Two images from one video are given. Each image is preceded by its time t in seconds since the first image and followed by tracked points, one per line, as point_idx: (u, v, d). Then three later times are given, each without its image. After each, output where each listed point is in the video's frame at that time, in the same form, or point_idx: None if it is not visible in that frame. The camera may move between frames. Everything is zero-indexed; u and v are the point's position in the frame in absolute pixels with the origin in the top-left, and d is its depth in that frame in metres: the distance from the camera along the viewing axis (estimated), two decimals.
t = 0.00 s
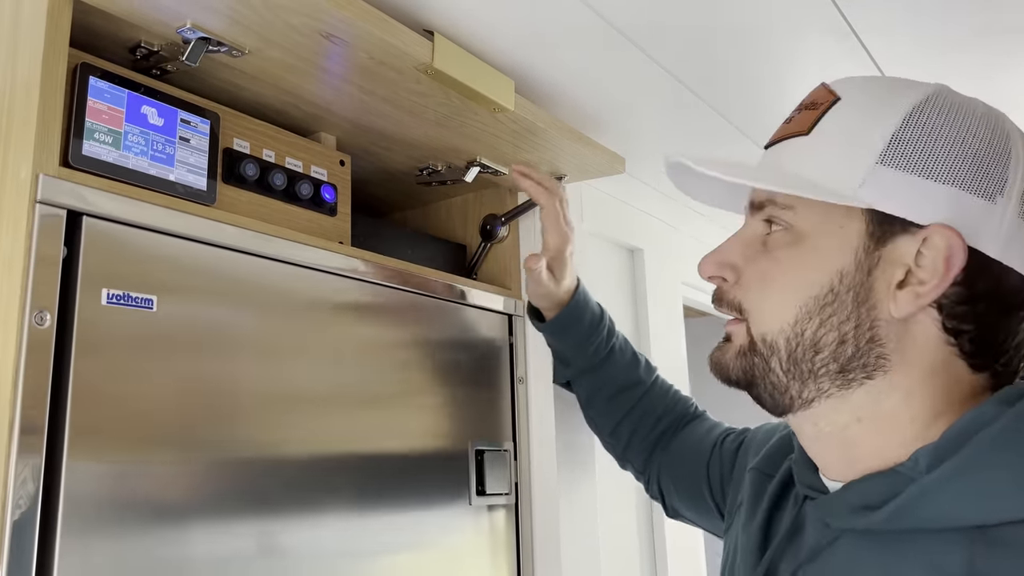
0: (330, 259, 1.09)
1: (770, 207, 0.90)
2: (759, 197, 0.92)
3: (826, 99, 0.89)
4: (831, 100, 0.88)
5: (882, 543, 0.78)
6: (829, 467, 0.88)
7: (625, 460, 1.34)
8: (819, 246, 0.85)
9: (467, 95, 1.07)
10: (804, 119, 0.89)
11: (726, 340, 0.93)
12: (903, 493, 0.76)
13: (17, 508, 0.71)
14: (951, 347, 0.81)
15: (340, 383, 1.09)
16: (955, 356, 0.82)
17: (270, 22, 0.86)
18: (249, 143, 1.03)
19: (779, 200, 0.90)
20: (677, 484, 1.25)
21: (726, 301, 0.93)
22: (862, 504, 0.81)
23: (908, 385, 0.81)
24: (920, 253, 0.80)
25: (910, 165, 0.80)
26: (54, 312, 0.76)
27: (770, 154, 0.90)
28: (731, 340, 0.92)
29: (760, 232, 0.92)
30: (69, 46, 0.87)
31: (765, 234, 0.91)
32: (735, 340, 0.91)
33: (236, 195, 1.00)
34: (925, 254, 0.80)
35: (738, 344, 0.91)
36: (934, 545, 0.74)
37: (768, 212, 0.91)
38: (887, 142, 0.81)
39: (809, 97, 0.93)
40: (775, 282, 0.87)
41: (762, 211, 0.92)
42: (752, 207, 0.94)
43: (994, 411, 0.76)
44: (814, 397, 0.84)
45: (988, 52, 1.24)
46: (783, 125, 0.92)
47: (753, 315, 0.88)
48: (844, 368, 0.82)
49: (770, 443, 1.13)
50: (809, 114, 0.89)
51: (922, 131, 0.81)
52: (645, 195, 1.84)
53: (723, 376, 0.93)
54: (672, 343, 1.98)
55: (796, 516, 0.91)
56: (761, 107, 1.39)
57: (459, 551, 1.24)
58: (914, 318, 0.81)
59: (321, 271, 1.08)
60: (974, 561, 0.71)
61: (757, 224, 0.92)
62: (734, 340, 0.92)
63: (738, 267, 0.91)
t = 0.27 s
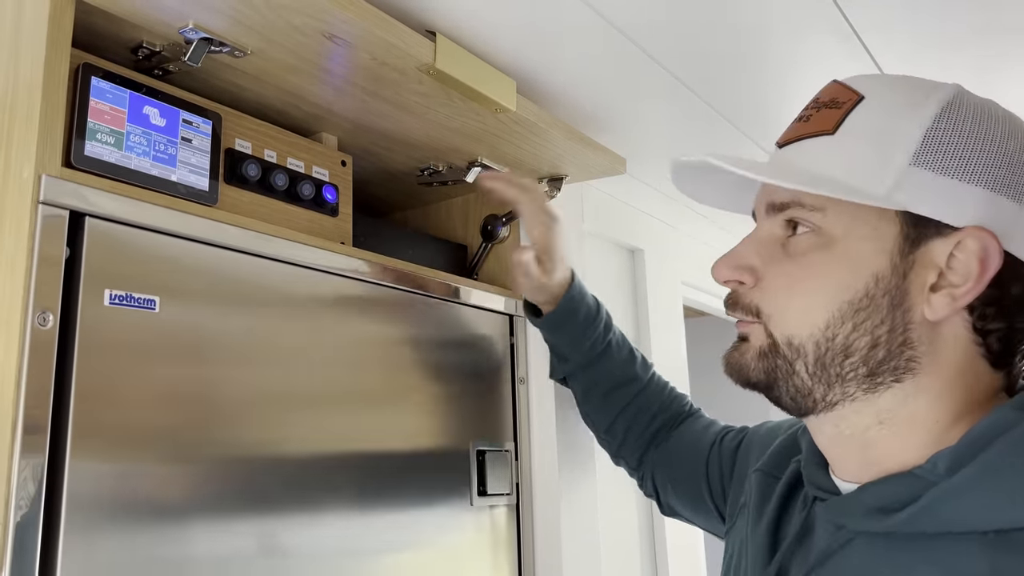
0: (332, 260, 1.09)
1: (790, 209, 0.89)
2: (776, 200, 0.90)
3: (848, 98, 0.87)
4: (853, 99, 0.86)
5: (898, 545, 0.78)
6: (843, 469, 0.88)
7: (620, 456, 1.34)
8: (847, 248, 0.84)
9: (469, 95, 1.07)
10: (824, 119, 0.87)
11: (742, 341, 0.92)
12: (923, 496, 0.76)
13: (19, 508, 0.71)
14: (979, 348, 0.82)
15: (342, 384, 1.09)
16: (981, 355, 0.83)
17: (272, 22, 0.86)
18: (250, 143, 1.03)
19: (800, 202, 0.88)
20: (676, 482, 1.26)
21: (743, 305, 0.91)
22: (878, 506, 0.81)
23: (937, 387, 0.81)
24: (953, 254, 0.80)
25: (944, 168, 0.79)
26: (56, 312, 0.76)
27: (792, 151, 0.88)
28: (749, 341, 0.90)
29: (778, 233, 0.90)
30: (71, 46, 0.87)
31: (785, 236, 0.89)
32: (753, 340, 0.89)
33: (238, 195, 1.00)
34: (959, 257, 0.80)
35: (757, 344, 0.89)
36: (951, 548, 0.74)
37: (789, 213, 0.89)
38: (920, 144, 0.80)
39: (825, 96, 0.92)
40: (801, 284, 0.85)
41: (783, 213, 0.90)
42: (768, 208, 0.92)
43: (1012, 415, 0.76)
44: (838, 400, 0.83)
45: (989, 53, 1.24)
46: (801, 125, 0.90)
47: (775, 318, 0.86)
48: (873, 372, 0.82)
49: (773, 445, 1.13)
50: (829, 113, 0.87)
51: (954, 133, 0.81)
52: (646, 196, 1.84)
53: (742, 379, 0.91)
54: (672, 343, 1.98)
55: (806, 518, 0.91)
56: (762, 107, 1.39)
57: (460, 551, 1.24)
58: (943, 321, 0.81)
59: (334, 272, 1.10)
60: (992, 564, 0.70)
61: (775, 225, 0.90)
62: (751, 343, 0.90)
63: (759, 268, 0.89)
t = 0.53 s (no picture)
0: (333, 261, 1.09)
1: (803, 208, 0.91)
2: (785, 199, 0.93)
3: (863, 97, 0.90)
4: (869, 99, 0.89)
5: (906, 545, 0.81)
6: (844, 467, 0.93)
7: (610, 456, 1.38)
8: (861, 251, 0.87)
9: (471, 96, 1.07)
10: (839, 117, 0.90)
11: (749, 339, 0.94)
12: (928, 497, 0.79)
13: (24, 508, 0.71)
14: (985, 349, 0.87)
15: (343, 384, 1.10)
16: (988, 356, 0.88)
17: (275, 24, 0.86)
18: (252, 144, 1.03)
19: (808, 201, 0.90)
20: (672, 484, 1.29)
21: (750, 303, 0.93)
22: (883, 506, 0.84)
23: (945, 387, 0.85)
24: (966, 258, 0.84)
25: (958, 170, 0.83)
26: (60, 313, 0.77)
27: (807, 149, 0.91)
28: (755, 341, 0.93)
29: (790, 233, 0.92)
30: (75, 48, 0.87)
31: (797, 235, 0.92)
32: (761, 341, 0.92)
33: (240, 196, 1.01)
34: (973, 262, 0.84)
35: (765, 345, 0.92)
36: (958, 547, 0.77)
37: (801, 213, 0.91)
38: (937, 146, 0.84)
39: (839, 92, 0.95)
40: (813, 287, 0.88)
41: (792, 211, 0.92)
42: (779, 206, 0.93)
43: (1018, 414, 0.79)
44: (845, 400, 0.87)
45: (989, 55, 1.24)
46: (815, 121, 0.93)
47: (786, 318, 0.90)
48: (882, 374, 0.86)
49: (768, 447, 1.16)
50: (844, 112, 0.90)
51: (966, 135, 0.84)
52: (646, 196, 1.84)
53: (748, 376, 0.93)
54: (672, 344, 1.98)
55: (807, 519, 0.94)
56: (763, 109, 1.39)
57: (461, 550, 1.25)
58: (952, 326, 0.86)
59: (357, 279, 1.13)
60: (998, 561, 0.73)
61: (787, 224, 0.93)
62: (759, 342, 0.93)
63: (770, 268, 0.91)
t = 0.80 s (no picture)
0: (332, 263, 1.09)
1: (808, 206, 0.91)
2: (790, 196, 0.93)
3: (868, 95, 0.91)
4: (874, 98, 0.90)
5: (910, 548, 0.81)
6: (846, 469, 0.93)
7: (605, 459, 1.39)
8: (866, 248, 0.87)
9: (468, 99, 1.07)
10: (843, 115, 0.90)
11: (749, 335, 0.94)
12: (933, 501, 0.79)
13: (20, 510, 0.71)
14: (989, 349, 0.88)
15: (340, 386, 1.10)
16: (991, 356, 0.88)
17: (272, 26, 0.86)
18: (249, 145, 1.03)
19: (814, 198, 0.90)
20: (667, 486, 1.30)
21: (755, 299, 0.93)
22: (885, 509, 0.84)
23: (948, 387, 0.85)
24: (972, 256, 0.85)
25: (964, 169, 0.83)
26: (56, 315, 0.77)
27: (812, 147, 0.91)
28: (756, 338, 0.93)
29: (794, 231, 0.92)
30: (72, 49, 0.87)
31: (800, 234, 0.92)
32: (762, 337, 0.91)
33: (237, 198, 1.01)
34: (978, 260, 0.84)
35: (766, 341, 0.91)
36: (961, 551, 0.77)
37: (805, 211, 0.91)
38: (942, 145, 0.84)
39: (844, 91, 0.95)
40: (817, 285, 0.87)
41: (798, 209, 0.92)
42: (784, 204, 0.93)
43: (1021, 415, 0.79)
44: (845, 398, 0.87)
45: (985, 56, 1.24)
46: (820, 120, 0.93)
47: (789, 315, 0.89)
48: (886, 373, 0.86)
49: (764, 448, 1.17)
50: (849, 111, 0.90)
51: (973, 135, 0.84)
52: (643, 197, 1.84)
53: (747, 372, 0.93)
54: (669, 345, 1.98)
55: (806, 521, 0.94)
56: (760, 110, 1.39)
57: (458, 552, 1.25)
58: (955, 325, 0.86)
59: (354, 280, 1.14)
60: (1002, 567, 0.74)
61: (790, 223, 0.93)
62: (759, 337, 0.92)
63: (775, 265, 0.91)
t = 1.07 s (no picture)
0: (329, 265, 1.09)
1: (813, 211, 0.89)
2: (794, 200, 0.91)
3: (874, 99, 0.89)
4: (880, 101, 0.88)
5: (910, 553, 0.80)
6: (846, 475, 0.91)
7: (612, 477, 1.28)
8: (873, 253, 0.85)
9: (467, 103, 1.08)
10: (849, 118, 0.89)
11: (752, 341, 0.91)
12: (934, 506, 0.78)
13: (23, 515, 0.72)
14: (993, 354, 0.87)
15: (341, 388, 1.10)
16: (995, 362, 0.87)
17: (274, 31, 0.86)
18: (250, 149, 1.04)
19: (819, 202, 0.88)
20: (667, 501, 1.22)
21: (757, 306, 0.90)
22: (886, 513, 0.82)
23: (953, 392, 0.84)
24: (978, 261, 0.84)
25: (969, 174, 0.82)
26: (58, 320, 0.77)
27: (815, 149, 0.89)
28: (760, 342, 0.90)
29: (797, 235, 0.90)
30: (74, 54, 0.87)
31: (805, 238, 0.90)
32: (768, 342, 0.89)
33: (237, 202, 1.01)
34: (984, 266, 0.84)
35: (771, 347, 0.88)
36: (963, 557, 0.76)
37: (811, 215, 0.89)
38: (949, 149, 0.83)
39: (848, 95, 0.94)
40: (824, 288, 0.85)
41: (802, 213, 0.90)
42: (788, 207, 0.91)
43: None
44: (853, 404, 0.85)
45: (983, 59, 1.25)
46: (824, 123, 0.91)
47: (795, 320, 0.87)
48: (893, 378, 0.84)
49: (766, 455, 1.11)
50: (855, 114, 0.89)
51: (978, 139, 0.84)
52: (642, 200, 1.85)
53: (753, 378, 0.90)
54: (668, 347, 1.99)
55: (807, 525, 0.92)
56: (758, 113, 1.40)
57: (459, 554, 1.25)
58: (962, 330, 0.85)
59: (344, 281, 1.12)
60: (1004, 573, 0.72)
61: (794, 227, 0.91)
62: (763, 342, 0.89)
63: (778, 269, 0.88)
